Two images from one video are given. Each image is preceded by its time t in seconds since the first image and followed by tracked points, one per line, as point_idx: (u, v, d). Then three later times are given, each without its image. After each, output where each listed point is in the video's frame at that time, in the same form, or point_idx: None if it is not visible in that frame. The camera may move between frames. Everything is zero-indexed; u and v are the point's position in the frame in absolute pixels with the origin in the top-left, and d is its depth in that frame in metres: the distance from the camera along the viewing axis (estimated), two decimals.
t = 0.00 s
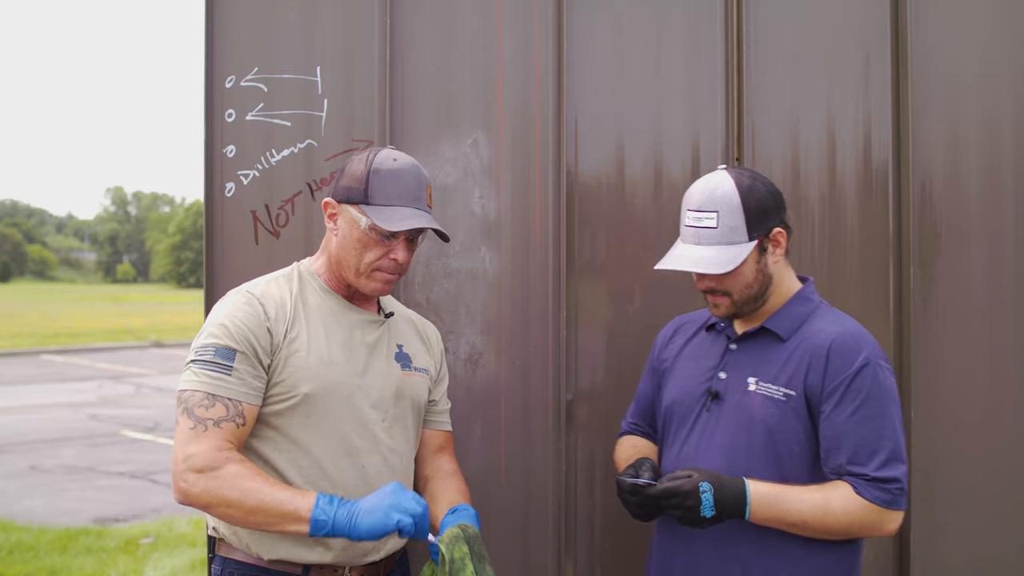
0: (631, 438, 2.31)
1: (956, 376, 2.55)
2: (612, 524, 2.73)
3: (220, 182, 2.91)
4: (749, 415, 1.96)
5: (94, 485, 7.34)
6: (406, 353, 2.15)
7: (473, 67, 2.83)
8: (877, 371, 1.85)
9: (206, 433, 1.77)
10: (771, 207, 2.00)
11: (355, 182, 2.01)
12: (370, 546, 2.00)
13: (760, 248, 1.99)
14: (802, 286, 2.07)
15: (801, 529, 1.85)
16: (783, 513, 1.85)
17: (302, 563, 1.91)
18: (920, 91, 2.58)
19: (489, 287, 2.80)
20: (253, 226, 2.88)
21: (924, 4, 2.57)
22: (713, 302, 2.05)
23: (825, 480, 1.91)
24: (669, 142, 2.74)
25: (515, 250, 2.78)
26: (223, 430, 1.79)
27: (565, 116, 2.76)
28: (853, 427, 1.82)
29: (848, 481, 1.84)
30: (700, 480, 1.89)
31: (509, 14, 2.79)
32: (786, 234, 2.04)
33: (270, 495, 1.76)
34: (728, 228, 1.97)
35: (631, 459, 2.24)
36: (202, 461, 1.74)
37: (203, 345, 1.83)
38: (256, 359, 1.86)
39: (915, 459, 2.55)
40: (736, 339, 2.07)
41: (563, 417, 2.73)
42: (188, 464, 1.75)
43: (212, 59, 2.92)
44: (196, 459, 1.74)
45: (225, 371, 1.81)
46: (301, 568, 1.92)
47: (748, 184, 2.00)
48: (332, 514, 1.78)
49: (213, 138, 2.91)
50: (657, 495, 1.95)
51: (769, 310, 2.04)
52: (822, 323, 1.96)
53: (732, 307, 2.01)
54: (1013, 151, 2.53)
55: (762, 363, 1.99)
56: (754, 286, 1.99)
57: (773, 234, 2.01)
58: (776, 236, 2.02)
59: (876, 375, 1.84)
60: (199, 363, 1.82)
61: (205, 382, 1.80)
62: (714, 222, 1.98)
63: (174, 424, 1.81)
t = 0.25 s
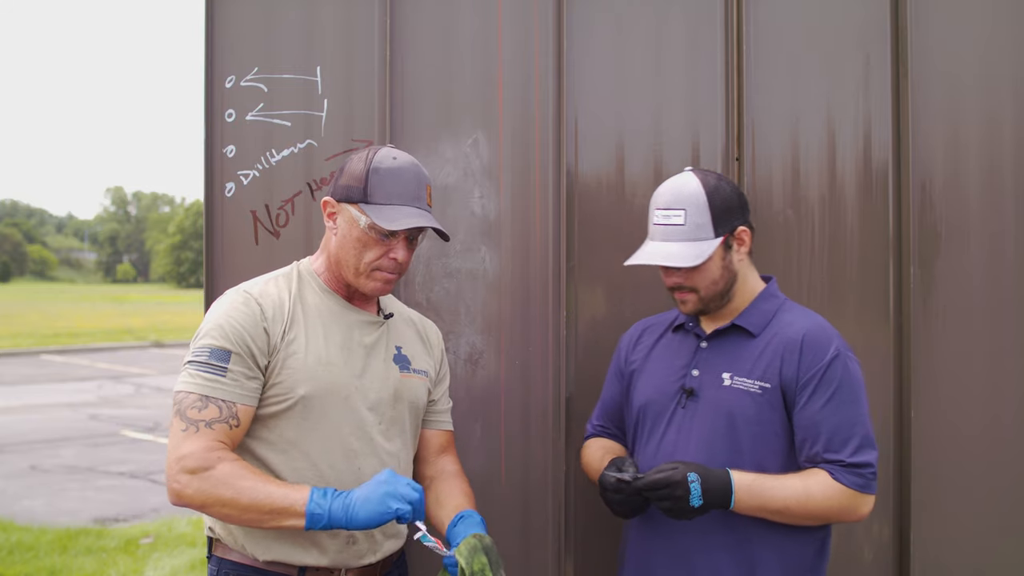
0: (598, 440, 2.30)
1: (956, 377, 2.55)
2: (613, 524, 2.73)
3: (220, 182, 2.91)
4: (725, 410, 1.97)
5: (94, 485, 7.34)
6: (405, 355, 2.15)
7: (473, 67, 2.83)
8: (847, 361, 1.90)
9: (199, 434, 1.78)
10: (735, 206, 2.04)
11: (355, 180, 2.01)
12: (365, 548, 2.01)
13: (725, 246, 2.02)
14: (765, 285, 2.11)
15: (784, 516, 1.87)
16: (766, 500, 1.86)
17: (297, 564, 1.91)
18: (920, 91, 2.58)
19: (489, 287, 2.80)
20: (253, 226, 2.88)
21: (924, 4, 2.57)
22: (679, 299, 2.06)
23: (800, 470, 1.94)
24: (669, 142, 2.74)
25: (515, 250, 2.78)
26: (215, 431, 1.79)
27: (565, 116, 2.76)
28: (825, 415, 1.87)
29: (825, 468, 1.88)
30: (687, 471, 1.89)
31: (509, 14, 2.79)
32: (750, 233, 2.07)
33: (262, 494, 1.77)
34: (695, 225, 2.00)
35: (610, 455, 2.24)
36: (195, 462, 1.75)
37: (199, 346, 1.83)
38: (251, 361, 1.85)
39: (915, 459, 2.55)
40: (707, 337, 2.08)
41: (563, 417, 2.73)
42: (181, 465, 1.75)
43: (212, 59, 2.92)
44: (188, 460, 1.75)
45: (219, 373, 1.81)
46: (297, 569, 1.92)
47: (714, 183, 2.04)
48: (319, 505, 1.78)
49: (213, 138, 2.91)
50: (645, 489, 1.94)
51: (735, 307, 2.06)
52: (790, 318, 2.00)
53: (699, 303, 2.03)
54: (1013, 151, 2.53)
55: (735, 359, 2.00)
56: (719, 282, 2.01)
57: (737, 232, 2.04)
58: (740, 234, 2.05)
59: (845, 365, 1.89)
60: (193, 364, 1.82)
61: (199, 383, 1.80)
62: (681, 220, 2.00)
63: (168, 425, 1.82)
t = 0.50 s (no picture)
0: (581, 448, 2.29)
1: (955, 377, 2.55)
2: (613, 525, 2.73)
3: (221, 182, 2.91)
4: (716, 409, 1.97)
5: (94, 485, 7.34)
6: (405, 357, 2.15)
7: (473, 67, 2.83)
8: (831, 353, 1.94)
9: (191, 436, 1.78)
10: (702, 204, 2.10)
11: (356, 179, 2.01)
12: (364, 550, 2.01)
13: (693, 240, 2.07)
14: (739, 286, 2.14)
15: (786, 514, 1.88)
16: (766, 499, 1.87)
17: (296, 565, 1.91)
18: (920, 92, 2.58)
19: (489, 287, 2.80)
20: (253, 226, 2.88)
21: (924, 4, 2.57)
22: (651, 295, 2.11)
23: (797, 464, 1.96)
24: (669, 142, 2.74)
25: (515, 250, 2.78)
26: (206, 433, 1.79)
27: (565, 116, 2.76)
28: (815, 407, 1.89)
29: (821, 459, 1.89)
30: (697, 483, 1.87)
31: (510, 14, 2.79)
32: (719, 231, 2.12)
33: (251, 499, 1.76)
34: (660, 218, 2.06)
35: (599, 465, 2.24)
36: (185, 464, 1.75)
37: (196, 347, 1.83)
38: (245, 362, 1.85)
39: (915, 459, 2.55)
40: (691, 339, 2.08)
41: (563, 417, 2.74)
42: (172, 467, 1.76)
43: (212, 59, 2.92)
44: (179, 462, 1.75)
45: (213, 374, 1.81)
46: (296, 570, 1.92)
47: (680, 181, 2.11)
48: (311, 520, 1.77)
49: (213, 138, 2.91)
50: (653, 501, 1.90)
51: (707, 303, 2.10)
52: (772, 315, 2.03)
53: (669, 298, 2.07)
54: (1013, 151, 2.53)
55: (723, 358, 2.01)
56: (687, 276, 2.06)
57: (704, 228, 2.09)
58: (708, 230, 2.10)
59: (830, 356, 1.93)
60: (188, 364, 1.82)
61: (194, 384, 1.80)
62: (647, 213, 2.07)
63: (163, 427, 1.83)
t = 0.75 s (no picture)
0: (584, 453, 2.28)
1: (956, 376, 2.55)
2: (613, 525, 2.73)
3: (221, 182, 2.91)
4: (719, 406, 1.97)
5: (94, 485, 7.34)
6: (401, 356, 2.15)
7: (473, 67, 2.83)
8: (829, 345, 1.96)
9: (197, 439, 1.78)
10: (690, 202, 2.12)
11: (346, 179, 2.02)
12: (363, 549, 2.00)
13: (682, 238, 2.10)
14: (734, 284, 2.16)
15: (795, 509, 1.88)
16: (774, 495, 1.87)
17: (294, 565, 1.91)
18: (920, 92, 2.58)
19: (488, 287, 2.80)
20: (253, 226, 2.88)
21: (924, 4, 2.57)
22: (645, 294, 2.14)
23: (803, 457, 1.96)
24: (668, 142, 2.74)
25: (515, 250, 2.78)
26: (213, 435, 1.79)
27: (565, 116, 2.76)
28: (818, 398, 1.90)
29: (827, 450, 1.90)
30: (700, 484, 1.87)
31: (510, 14, 2.79)
32: (708, 227, 2.14)
33: (261, 497, 1.76)
34: (648, 217, 2.08)
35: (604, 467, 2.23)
36: (195, 466, 1.75)
37: (196, 350, 1.83)
38: (247, 364, 1.85)
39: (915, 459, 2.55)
40: (690, 339, 2.09)
41: (563, 418, 2.73)
42: (182, 469, 1.76)
43: (212, 59, 2.92)
44: (189, 464, 1.75)
45: (217, 377, 1.81)
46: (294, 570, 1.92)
47: (667, 181, 2.14)
48: (317, 525, 1.76)
49: (212, 138, 2.91)
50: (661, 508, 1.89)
51: (701, 300, 2.12)
52: (770, 310, 2.04)
53: (663, 296, 2.10)
54: (1013, 151, 2.54)
55: (724, 355, 2.01)
56: (679, 274, 2.08)
57: (693, 226, 2.11)
58: (697, 228, 2.12)
59: (829, 348, 1.95)
60: (191, 368, 1.82)
61: (198, 387, 1.80)
62: (635, 213, 2.10)
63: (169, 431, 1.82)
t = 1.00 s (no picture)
0: (603, 451, 2.30)
1: (956, 376, 2.55)
2: (613, 525, 2.73)
3: (221, 182, 2.91)
4: (732, 404, 1.96)
5: (94, 485, 7.34)
6: (400, 354, 2.15)
7: (473, 67, 2.83)
8: (848, 344, 1.93)
9: (193, 435, 1.78)
10: (707, 197, 2.13)
11: (343, 179, 2.02)
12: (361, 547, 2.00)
13: (698, 231, 2.10)
14: (755, 282, 2.16)
15: (805, 508, 1.87)
16: (783, 493, 1.86)
17: (292, 563, 1.91)
18: (920, 91, 2.58)
19: (488, 287, 2.80)
20: (253, 226, 2.88)
21: (924, 3, 2.57)
22: (661, 288, 2.15)
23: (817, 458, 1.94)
24: (669, 142, 2.74)
25: (515, 250, 2.78)
26: (209, 431, 1.79)
27: (565, 116, 2.76)
28: (833, 398, 1.88)
29: (840, 451, 1.88)
30: (705, 475, 1.90)
31: (510, 14, 2.79)
32: (725, 223, 2.14)
33: (256, 492, 1.76)
34: (663, 210, 2.10)
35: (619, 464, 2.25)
36: (191, 462, 1.75)
37: (192, 347, 1.83)
38: (243, 361, 1.85)
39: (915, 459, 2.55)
40: (707, 336, 2.09)
41: (563, 417, 2.74)
42: (177, 464, 1.76)
43: (212, 59, 2.92)
44: (184, 460, 1.75)
45: (213, 373, 1.81)
46: (292, 568, 1.92)
47: (684, 177, 2.16)
48: (308, 521, 1.75)
49: (213, 138, 2.91)
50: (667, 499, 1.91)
51: (719, 297, 2.12)
52: (788, 309, 2.03)
53: (678, 291, 2.11)
54: (1013, 151, 2.54)
55: (738, 353, 2.01)
56: (694, 268, 2.09)
57: (710, 221, 2.11)
58: (714, 223, 2.12)
59: (847, 347, 1.92)
60: (187, 364, 1.82)
61: (194, 383, 1.81)
62: (651, 206, 2.12)
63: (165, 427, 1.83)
